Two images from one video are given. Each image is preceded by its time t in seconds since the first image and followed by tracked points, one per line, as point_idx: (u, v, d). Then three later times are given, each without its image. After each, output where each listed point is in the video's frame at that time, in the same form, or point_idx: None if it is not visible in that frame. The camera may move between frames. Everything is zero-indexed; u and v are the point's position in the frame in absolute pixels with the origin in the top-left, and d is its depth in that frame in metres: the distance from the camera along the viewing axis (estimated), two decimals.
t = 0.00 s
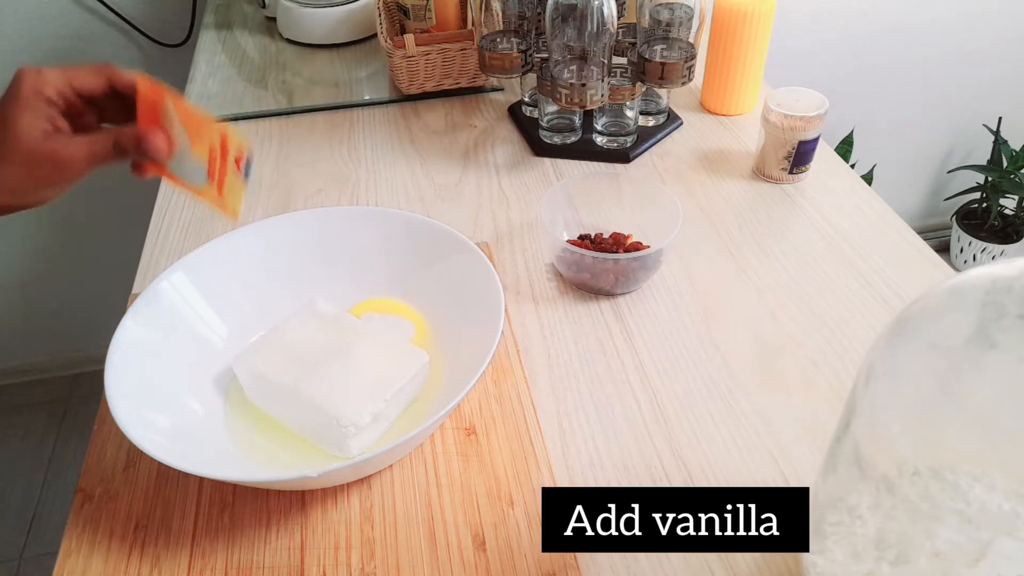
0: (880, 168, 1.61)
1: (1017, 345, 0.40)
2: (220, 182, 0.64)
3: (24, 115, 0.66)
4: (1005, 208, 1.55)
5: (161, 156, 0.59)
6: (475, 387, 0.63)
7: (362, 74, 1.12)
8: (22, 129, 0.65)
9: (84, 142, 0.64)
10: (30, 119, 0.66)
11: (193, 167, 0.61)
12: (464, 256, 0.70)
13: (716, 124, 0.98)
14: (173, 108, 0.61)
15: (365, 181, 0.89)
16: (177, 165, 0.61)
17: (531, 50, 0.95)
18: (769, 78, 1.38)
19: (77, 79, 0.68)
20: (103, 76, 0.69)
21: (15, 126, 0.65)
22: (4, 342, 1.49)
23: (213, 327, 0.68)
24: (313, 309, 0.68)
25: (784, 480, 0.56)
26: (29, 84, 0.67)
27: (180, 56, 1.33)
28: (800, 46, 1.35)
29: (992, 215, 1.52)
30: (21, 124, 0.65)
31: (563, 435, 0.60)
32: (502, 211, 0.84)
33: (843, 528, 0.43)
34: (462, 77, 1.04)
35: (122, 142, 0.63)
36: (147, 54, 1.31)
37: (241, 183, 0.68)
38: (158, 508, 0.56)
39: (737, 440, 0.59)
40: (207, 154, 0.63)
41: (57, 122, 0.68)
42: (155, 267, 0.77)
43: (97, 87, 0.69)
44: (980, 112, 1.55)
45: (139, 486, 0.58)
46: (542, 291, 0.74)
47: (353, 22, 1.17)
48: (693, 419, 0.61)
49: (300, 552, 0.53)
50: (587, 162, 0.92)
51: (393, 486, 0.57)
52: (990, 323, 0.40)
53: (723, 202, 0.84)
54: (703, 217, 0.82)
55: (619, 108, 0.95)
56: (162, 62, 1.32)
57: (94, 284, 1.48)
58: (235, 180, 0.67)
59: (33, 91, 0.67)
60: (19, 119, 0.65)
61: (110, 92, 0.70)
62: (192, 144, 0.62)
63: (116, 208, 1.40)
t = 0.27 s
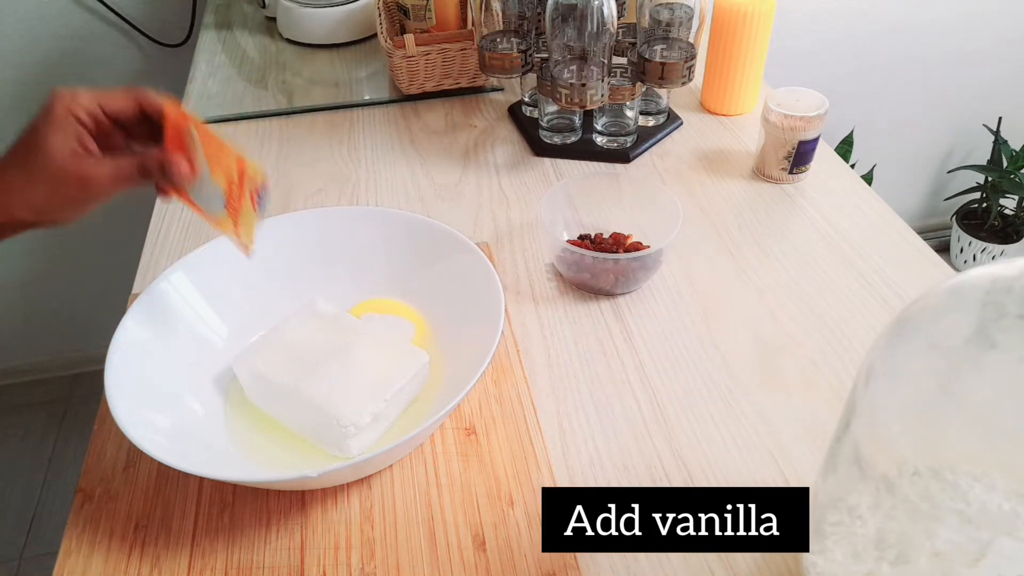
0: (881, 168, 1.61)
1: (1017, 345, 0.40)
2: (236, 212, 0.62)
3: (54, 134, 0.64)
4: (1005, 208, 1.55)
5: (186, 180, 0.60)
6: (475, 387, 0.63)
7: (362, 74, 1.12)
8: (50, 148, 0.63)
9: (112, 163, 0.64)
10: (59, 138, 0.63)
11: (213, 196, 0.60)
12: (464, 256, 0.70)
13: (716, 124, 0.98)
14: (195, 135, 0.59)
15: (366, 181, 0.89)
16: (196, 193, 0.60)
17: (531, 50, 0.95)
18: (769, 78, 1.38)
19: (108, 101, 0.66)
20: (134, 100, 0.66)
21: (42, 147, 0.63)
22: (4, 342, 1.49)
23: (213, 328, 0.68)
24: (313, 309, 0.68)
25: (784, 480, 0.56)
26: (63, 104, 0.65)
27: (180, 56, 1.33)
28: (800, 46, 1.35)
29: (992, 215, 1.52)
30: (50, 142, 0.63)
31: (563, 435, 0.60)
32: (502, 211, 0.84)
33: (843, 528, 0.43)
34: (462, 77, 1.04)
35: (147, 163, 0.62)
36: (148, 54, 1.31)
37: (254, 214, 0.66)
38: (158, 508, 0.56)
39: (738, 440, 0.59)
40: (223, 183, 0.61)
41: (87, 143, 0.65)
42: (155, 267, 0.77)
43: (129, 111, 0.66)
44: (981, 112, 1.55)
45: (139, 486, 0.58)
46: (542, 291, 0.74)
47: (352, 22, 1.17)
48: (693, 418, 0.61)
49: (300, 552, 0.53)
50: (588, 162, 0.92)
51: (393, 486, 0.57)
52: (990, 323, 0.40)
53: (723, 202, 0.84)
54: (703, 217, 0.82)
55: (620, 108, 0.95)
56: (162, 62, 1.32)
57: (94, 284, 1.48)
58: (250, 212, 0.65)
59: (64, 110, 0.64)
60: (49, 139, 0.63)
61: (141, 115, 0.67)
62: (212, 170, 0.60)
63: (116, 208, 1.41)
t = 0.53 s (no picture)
0: (881, 168, 1.61)
1: (1017, 345, 0.40)
2: (241, 198, 0.63)
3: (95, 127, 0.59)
4: (1004, 208, 1.55)
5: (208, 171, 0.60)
6: (475, 387, 0.63)
7: (362, 74, 1.12)
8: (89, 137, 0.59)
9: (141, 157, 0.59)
10: (101, 127, 0.59)
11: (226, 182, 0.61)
12: (465, 256, 0.70)
13: (716, 124, 0.98)
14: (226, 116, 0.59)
15: (366, 180, 0.89)
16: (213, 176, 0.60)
17: (531, 50, 0.95)
18: (769, 78, 1.38)
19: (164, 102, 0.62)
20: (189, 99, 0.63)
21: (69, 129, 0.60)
22: (4, 342, 1.49)
23: (214, 328, 0.68)
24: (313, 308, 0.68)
25: (784, 480, 0.56)
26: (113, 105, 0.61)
27: (180, 56, 1.33)
28: (800, 46, 1.35)
29: (992, 215, 1.52)
30: (89, 131, 0.59)
31: (563, 435, 0.60)
32: (502, 211, 0.84)
33: (843, 527, 0.43)
34: (462, 77, 1.04)
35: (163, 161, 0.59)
36: (148, 54, 1.31)
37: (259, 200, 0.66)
38: (158, 508, 0.56)
39: (738, 440, 0.59)
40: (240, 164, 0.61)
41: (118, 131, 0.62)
42: (155, 267, 0.77)
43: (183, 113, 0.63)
44: (980, 112, 1.55)
45: (139, 486, 0.58)
46: (542, 291, 0.74)
47: (352, 22, 1.17)
48: (694, 418, 0.61)
49: (300, 552, 0.53)
50: (588, 162, 0.92)
51: (393, 486, 0.57)
52: (990, 323, 0.40)
53: (723, 202, 0.84)
54: (703, 218, 0.82)
55: (620, 108, 0.95)
56: (162, 62, 1.32)
57: (93, 284, 1.48)
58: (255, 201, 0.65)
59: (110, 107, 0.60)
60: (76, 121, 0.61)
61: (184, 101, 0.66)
62: (231, 150, 0.60)
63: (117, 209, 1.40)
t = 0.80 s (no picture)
0: (881, 168, 1.61)
1: (1018, 345, 0.40)
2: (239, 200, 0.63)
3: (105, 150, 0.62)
4: (1004, 208, 1.55)
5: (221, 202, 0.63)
6: (475, 387, 0.63)
7: (362, 74, 1.12)
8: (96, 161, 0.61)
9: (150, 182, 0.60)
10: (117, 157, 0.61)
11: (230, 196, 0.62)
12: (465, 257, 0.70)
13: (716, 124, 0.98)
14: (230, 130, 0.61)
15: (366, 180, 0.89)
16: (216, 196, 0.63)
17: (531, 50, 0.95)
18: (769, 78, 1.38)
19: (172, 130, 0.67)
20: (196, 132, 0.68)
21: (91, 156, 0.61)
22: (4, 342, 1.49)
23: (214, 328, 0.68)
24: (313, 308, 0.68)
25: (784, 480, 0.56)
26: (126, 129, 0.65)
27: (180, 56, 1.33)
28: (800, 46, 1.35)
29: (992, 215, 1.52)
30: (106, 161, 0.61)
31: (563, 435, 0.60)
32: (502, 211, 0.84)
33: (843, 527, 0.43)
34: (462, 77, 1.04)
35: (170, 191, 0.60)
36: (148, 54, 1.31)
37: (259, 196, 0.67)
38: (158, 507, 0.56)
39: (738, 441, 0.59)
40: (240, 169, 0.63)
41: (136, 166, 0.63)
42: (155, 267, 0.77)
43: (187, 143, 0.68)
44: (980, 112, 1.55)
45: (139, 485, 0.58)
46: (542, 291, 0.74)
47: (352, 22, 1.17)
48: (694, 418, 0.61)
49: (300, 552, 0.53)
50: (588, 162, 0.92)
51: (393, 486, 0.57)
52: (990, 323, 0.40)
53: (723, 202, 0.84)
54: (703, 217, 0.82)
55: (620, 108, 0.95)
56: (162, 62, 1.32)
57: (94, 283, 1.48)
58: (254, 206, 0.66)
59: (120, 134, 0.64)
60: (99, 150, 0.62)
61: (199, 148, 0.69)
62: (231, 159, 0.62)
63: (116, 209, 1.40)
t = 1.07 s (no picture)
0: (881, 168, 1.61)
1: (1017, 345, 0.40)
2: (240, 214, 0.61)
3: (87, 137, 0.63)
4: (1005, 208, 1.55)
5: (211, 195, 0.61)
6: (475, 387, 0.63)
7: (362, 74, 1.12)
8: (82, 151, 0.62)
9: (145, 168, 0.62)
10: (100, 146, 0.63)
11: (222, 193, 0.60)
12: (465, 257, 0.70)
13: (716, 124, 0.98)
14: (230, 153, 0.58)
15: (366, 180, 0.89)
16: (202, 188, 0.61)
17: (531, 50, 0.95)
18: (769, 78, 1.38)
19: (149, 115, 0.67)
20: (174, 119, 0.68)
21: (75, 147, 0.63)
22: (4, 342, 1.49)
23: (214, 329, 0.68)
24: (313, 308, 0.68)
25: (784, 480, 0.56)
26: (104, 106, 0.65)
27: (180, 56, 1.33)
28: (800, 46, 1.35)
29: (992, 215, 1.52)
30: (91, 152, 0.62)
31: (563, 435, 0.60)
32: (502, 211, 0.84)
33: (843, 527, 0.44)
34: (462, 77, 1.04)
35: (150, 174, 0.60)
36: (148, 54, 1.31)
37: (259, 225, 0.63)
38: (158, 507, 0.56)
39: (737, 440, 0.59)
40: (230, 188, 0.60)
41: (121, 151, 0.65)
42: (155, 267, 0.77)
43: (166, 128, 0.68)
44: (981, 112, 1.55)
45: (139, 485, 0.58)
46: (542, 291, 0.74)
47: (352, 22, 1.17)
48: (693, 418, 0.61)
49: (300, 552, 0.53)
50: (588, 162, 0.92)
51: (393, 486, 0.57)
52: (990, 323, 0.40)
53: (723, 202, 0.84)
54: (703, 217, 0.82)
55: (620, 108, 0.95)
56: (162, 62, 1.32)
57: (94, 283, 1.48)
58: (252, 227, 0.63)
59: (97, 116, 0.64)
60: (81, 140, 0.63)
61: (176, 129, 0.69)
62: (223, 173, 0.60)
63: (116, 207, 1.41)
